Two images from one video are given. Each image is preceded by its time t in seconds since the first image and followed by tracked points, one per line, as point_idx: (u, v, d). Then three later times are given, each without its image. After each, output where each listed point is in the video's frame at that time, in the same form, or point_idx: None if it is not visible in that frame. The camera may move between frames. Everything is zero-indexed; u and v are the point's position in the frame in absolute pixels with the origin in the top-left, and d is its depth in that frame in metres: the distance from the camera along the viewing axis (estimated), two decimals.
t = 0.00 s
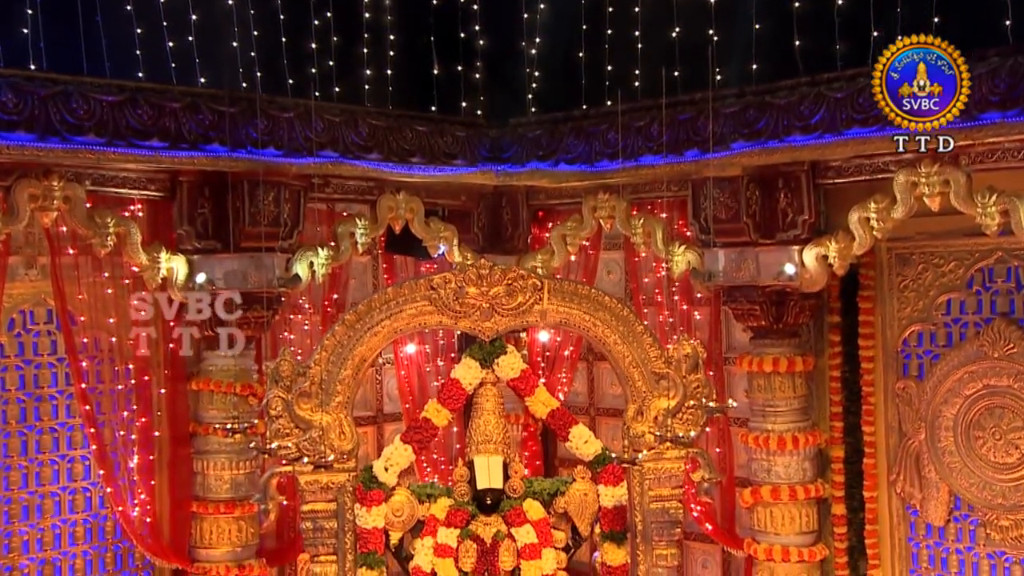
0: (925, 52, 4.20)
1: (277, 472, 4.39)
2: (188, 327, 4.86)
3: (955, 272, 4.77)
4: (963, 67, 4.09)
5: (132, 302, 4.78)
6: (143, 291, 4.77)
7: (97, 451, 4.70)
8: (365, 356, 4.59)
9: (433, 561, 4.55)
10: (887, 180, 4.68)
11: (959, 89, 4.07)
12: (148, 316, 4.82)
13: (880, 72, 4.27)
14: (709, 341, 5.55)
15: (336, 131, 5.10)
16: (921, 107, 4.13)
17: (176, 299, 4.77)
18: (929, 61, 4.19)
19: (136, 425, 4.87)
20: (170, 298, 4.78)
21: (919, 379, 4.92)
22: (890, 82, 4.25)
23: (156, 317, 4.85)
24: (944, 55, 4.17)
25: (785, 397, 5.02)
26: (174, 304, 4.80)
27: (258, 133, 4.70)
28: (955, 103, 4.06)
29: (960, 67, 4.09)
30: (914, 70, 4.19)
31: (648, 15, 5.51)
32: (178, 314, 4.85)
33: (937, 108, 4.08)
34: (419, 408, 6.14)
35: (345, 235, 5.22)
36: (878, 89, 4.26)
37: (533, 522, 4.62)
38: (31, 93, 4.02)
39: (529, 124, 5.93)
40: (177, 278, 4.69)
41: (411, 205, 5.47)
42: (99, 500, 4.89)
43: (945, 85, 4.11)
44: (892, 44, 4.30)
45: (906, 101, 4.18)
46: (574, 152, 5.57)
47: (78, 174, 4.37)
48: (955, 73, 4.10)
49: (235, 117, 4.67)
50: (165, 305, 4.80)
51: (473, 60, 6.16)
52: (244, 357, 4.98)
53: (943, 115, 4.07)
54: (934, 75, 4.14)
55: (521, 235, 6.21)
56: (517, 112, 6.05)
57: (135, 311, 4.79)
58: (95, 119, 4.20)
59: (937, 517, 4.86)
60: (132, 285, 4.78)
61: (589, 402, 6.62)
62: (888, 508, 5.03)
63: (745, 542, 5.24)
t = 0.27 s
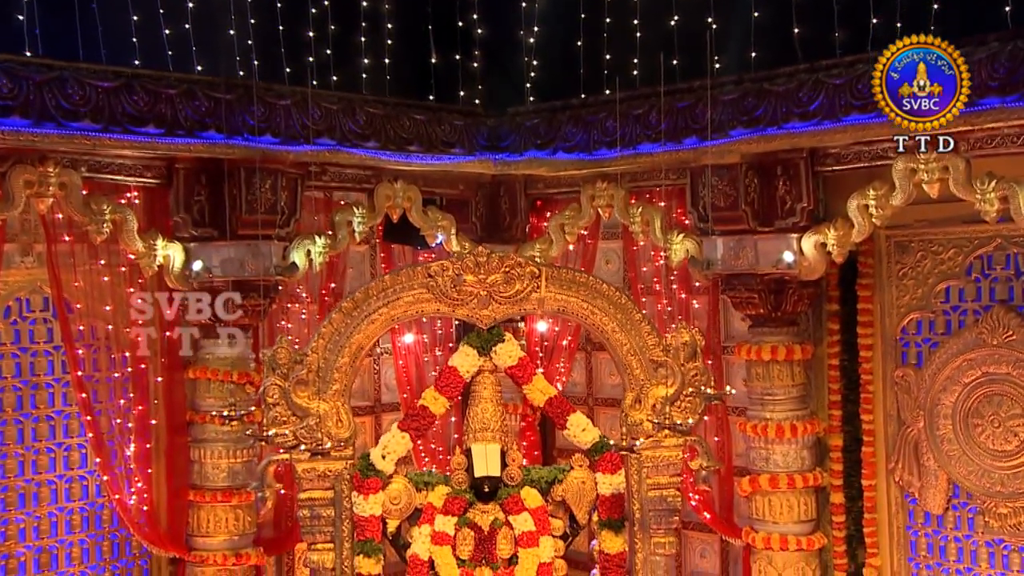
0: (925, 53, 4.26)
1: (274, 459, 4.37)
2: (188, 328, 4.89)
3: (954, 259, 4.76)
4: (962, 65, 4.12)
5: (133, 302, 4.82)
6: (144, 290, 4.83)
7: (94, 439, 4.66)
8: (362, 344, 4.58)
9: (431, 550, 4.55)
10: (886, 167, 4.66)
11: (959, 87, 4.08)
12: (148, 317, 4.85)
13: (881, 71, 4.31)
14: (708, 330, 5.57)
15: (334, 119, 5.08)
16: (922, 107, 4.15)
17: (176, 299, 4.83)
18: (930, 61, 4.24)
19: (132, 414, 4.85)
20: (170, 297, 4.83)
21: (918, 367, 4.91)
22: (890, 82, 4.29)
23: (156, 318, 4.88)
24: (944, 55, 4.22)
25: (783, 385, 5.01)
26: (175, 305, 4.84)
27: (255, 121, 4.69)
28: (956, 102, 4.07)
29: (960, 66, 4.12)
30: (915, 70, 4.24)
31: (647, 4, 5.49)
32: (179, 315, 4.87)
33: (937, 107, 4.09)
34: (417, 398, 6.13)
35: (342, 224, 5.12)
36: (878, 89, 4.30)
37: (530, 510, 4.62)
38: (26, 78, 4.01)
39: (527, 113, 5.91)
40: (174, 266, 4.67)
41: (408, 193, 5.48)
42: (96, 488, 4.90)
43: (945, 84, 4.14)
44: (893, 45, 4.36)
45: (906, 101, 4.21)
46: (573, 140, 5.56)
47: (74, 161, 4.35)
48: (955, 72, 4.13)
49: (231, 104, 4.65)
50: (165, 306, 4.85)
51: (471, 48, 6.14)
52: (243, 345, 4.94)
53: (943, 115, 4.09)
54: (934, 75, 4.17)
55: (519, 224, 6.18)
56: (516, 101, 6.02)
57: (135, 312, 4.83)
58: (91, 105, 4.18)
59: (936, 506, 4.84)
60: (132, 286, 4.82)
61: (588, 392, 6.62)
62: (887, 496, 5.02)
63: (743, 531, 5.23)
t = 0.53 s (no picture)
0: (925, 52, 4.11)
1: (270, 449, 4.36)
2: (189, 328, 4.90)
3: (952, 248, 4.75)
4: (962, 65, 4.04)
5: (133, 302, 4.82)
6: (144, 290, 4.84)
7: (89, 429, 4.67)
8: (359, 334, 4.57)
9: (427, 539, 4.53)
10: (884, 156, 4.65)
11: (959, 89, 4.03)
12: (148, 317, 4.86)
13: (880, 70, 4.19)
14: (705, 320, 5.56)
15: (330, 109, 5.07)
16: (922, 108, 4.11)
17: (177, 299, 4.85)
18: (929, 61, 4.10)
19: (128, 404, 4.84)
20: (171, 297, 4.86)
21: (916, 356, 4.90)
22: (890, 82, 4.18)
23: (156, 318, 4.89)
24: (943, 56, 4.08)
25: (780, 375, 5.01)
26: (175, 305, 4.86)
27: (251, 109, 4.68)
28: (956, 103, 4.04)
29: (961, 67, 4.03)
30: (914, 71, 4.12)
31: None
32: (179, 315, 4.89)
33: (937, 108, 4.08)
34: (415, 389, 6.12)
35: (340, 214, 5.09)
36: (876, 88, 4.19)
37: (527, 499, 4.60)
38: (21, 65, 3.99)
39: (524, 103, 5.89)
40: (169, 255, 4.67)
41: (405, 183, 5.46)
42: (92, 478, 4.90)
43: (945, 85, 4.06)
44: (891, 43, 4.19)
45: (906, 102, 4.13)
46: (570, 130, 5.54)
47: (68, 149, 4.34)
48: (955, 72, 4.05)
49: (227, 93, 4.64)
50: (166, 305, 4.87)
51: (469, 38, 6.08)
52: (240, 333, 4.91)
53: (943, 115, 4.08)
54: (934, 76, 4.08)
55: (517, 215, 6.15)
56: (513, 92, 6.00)
57: (135, 311, 4.83)
58: (86, 93, 4.17)
59: (933, 495, 4.84)
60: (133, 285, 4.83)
61: (585, 384, 6.62)
62: (884, 486, 5.02)
63: (740, 522, 5.22)
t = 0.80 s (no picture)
0: (925, 51, 4.07)
1: (267, 440, 4.35)
2: (189, 329, 4.91)
3: (950, 239, 4.74)
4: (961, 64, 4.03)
5: (133, 303, 4.83)
6: (144, 291, 4.87)
7: (85, 421, 4.65)
8: (355, 325, 4.54)
9: (424, 530, 4.54)
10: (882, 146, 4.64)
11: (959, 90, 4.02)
12: (147, 317, 4.87)
13: (880, 69, 4.14)
14: (703, 312, 5.51)
15: (327, 100, 5.05)
16: (922, 108, 4.09)
17: (176, 299, 4.89)
18: (929, 61, 4.07)
19: (124, 395, 4.80)
20: (170, 298, 4.89)
21: (914, 347, 4.90)
22: (889, 83, 4.14)
23: (155, 318, 4.91)
24: (943, 55, 4.05)
25: (778, 367, 4.99)
26: (175, 304, 4.89)
27: (247, 100, 4.67)
28: (957, 103, 4.03)
29: (961, 67, 4.01)
30: (914, 72, 4.08)
31: None
32: (179, 316, 4.92)
33: (937, 108, 4.07)
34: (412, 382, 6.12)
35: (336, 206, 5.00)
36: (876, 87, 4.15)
37: (524, 490, 4.60)
38: (16, 54, 3.98)
39: (522, 95, 5.86)
40: (166, 246, 4.65)
41: (402, 175, 5.44)
42: (88, 470, 4.89)
43: (945, 85, 4.04)
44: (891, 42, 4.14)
45: (906, 102, 4.10)
46: (567, 122, 5.53)
47: (63, 138, 4.34)
48: (955, 72, 4.02)
49: (224, 83, 4.62)
50: (166, 305, 4.90)
51: (466, 31, 6.05)
52: (234, 325, 4.90)
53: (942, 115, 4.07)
54: (935, 76, 4.05)
55: (515, 208, 6.14)
56: (511, 84, 5.97)
57: (135, 311, 4.84)
58: (82, 82, 4.16)
59: (931, 487, 4.83)
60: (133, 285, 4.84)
61: (583, 376, 6.61)
62: (882, 477, 5.02)
63: (738, 514, 5.21)
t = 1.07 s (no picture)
0: (926, 52, 4.05)
1: (263, 426, 4.34)
2: (188, 328, 4.91)
3: (947, 226, 4.74)
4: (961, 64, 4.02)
5: (133, 303, 4.83)
6: (145, 291, 4.87)
7: (81, 407, 4.63)
8: (352, 311, 4.53)
9: (421, 517, 4.53)
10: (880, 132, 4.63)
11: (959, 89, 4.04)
12: (147, 317, 4.87)
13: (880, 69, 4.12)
14: (700, 300, 5.49)
15: (323, 86, 5.03)
16: (922, 108, 4.09)
17: (176, 299, 4.88)
18: (930, 61, 4.05)
19: (120, 382, 4.80)
20: (170, 299, 4.89)
21: (911, 334, 4.89)
22: (889, 83, 4.13)
23: (155, 319, 4.90)
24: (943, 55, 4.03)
25: (776, 354, 4.98)
26: (175, 305, 4.89)
27: (243, 86, 4.65)
28: (956, 104, 4.05)
29: (961, 67, 4.01)
30: (914, 72, 4.07)
31: None
32: (178, 315, 4.91)
33: (937, 108, 4.07)
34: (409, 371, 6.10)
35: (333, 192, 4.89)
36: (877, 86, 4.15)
37: (521, 477, 4.59)
38: (10, 38, 3.97)
39: (519, 83, 5.81)
40: (161, 233, 4.64)
41: (399, 163, 5.42)
42: (84, 457, 4.90)
43: (945, 85, 4.05)
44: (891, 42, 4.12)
45: (906, 103, 4.10)
46: (564, 109, 5.51)
47: (58, 124, 4.33)
48: (955, 71, 4.02)
49: (219, 69, 4.61)
50: (166, 306, 4.90)
51: (462, 19, 5.95)
52: (228, 316, 4.87)
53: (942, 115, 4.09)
54: (935, 76, 4.05)
55: (513, 196, 6.09)
56: (508, 72, 5.89)
57: (135, 311, 4.84)
58: (76, 67, 4.15)
59: (928, 474, 4.83)
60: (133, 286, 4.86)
61: (580, 365, 6.60)
62: (879, 464, 5.01)
63: (735, 502, 5.19)
